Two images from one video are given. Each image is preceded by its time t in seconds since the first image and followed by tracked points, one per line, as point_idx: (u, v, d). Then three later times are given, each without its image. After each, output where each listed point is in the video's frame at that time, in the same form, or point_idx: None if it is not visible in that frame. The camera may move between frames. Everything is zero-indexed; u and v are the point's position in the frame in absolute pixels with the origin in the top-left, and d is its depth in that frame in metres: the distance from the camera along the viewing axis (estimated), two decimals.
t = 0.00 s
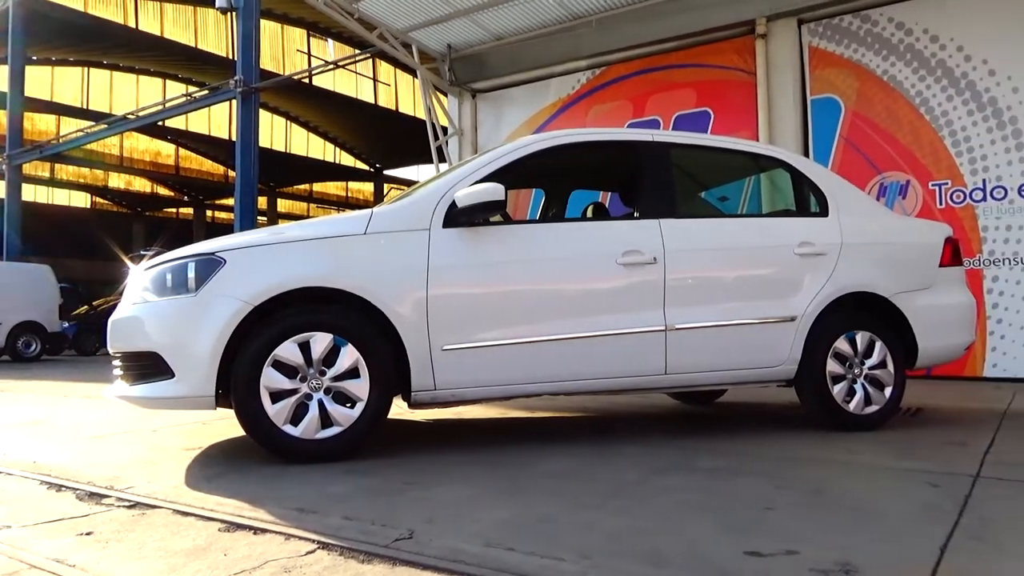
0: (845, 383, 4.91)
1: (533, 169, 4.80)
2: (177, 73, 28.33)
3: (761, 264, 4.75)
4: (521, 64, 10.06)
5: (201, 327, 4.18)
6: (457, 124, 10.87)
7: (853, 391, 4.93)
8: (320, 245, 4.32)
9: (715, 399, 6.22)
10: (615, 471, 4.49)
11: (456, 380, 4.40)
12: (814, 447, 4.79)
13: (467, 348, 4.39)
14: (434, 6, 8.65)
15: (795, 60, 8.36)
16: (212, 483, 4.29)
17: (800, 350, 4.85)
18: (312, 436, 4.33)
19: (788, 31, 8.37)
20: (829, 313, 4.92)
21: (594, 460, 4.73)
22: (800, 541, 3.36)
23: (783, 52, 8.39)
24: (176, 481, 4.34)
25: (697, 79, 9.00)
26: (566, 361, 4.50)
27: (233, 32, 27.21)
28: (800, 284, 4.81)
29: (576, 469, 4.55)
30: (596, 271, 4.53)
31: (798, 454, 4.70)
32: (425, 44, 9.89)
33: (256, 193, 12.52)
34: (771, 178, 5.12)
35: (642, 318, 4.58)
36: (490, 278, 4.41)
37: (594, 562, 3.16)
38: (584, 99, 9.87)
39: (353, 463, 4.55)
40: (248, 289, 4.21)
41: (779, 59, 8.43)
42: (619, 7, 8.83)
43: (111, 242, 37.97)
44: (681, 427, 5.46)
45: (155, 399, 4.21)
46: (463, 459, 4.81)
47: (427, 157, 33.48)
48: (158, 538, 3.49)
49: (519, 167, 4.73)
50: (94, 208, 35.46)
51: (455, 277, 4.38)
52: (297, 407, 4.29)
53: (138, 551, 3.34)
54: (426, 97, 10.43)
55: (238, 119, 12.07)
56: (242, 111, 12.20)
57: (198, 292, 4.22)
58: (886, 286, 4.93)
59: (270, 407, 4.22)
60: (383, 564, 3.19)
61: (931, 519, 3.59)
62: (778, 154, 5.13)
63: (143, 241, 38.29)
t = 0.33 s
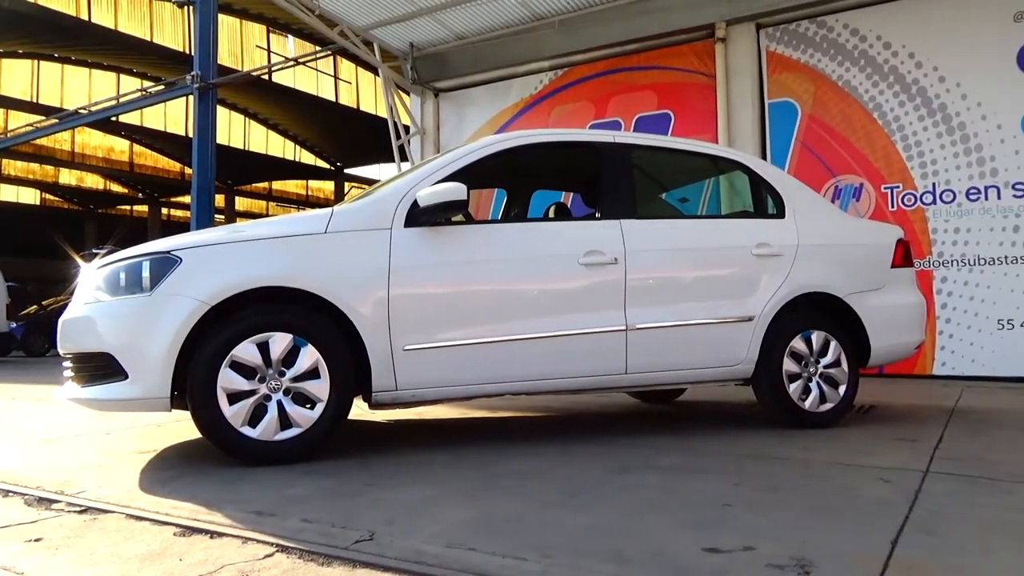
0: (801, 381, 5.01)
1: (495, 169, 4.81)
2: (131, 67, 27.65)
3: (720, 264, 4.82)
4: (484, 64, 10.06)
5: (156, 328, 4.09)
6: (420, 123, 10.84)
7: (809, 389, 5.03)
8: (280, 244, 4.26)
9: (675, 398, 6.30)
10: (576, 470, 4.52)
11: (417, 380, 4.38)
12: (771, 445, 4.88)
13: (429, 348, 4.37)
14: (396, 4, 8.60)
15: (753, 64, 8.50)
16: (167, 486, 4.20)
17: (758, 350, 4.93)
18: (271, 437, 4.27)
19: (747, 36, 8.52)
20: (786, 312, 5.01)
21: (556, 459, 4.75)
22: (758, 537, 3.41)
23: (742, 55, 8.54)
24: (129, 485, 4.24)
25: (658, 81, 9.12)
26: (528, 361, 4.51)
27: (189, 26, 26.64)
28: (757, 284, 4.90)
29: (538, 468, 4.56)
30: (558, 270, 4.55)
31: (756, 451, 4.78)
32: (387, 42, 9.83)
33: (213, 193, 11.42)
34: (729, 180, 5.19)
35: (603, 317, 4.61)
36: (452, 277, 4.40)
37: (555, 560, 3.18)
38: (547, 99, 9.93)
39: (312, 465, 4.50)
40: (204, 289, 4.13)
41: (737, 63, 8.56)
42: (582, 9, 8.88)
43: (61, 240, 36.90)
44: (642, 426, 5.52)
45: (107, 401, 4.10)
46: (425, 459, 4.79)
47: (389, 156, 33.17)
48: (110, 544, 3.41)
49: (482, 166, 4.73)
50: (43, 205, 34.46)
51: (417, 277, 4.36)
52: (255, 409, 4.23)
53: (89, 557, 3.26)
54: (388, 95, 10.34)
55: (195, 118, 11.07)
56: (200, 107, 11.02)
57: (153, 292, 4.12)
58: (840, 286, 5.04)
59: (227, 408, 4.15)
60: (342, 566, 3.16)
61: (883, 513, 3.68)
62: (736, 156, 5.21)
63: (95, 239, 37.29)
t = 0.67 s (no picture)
0: (759, 380, 5.09)
1: (458, 169, 4.80)
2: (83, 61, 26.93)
3: (681, 265, 4.88)
4: (447, 65, 10.05)
5: (110, 328, 3.99)
6: (382, 123, 10.79)
7: (766, 388, 5.12)
8: (239, 243, 4.19)
9: (636, 398, 6.36)
10: (538, 470, 4.53)
11: (379, 381, 4.35)
12: (730, 443, 4.95)
13: (390, 349, 4.34)
14: (359, 2, 8.52)
15: (713, 68, 8.63)
16: (121, 491, 4.10)
17: (716, 350, 4.99)
18: (229, 440, 4.20)
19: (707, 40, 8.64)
20: (744, 313, 5.09)
21: (518, 459, 4.76)
22: (716, 535, 3.46)
23: (702, 59, 8.65)
24: (81, 490, 4.13)
25: (619, 83, 9.21)
26: (490, 361, 4.51)
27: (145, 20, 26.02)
28: (716, 285, 4.97)
29: (500, 469, 4.57)
30: (520, 271, 4.55)
31: (715, 449, 4.85)
32: (349, 39, 9.75)
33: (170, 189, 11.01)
34: (689, 182, 5.26)
35: (565, 318, 4.64)
36: (414, 277, 4.38)
37: (516, 560, 3.18)
38: (510, 100, 9.95)
39: (271, 467, 4.44)
40: (159, 288, 4.05)
41: (697, 68, 8.68)
42: (545, 10, 8.91)
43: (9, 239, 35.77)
44: (603, 426, 5.56)
45: (58, 404, 3.99)
46: (386, 460, 4.76)
47: (351, 156, 32.80)
48: (60, 550, 3.32)
49: (447, 165, 4.72)
50: None
51: (378, 277, 4.33)
52: (212, 410, 4.15)
53: (38, 565, 3.16)
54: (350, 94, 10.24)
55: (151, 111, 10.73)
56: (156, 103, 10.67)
57: (106, 292, 4.02)
58: (797, 287, 5.14)
59: (183, 410, 4.07)
60: (301, 569, 3.12)
61: (837, 509, 3.76)
62: (695, 158, 5.28)
63: (45, 237, 36.24)
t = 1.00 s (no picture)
0: (719, 379, 5.16)
1: (422, 169, 4.78)
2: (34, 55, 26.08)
3: (643, 267, 4.93)
4: (411, 65, 10.02)
5: (61, 329, 3.88)
6: (344, 121, 10.70)
7: (725, 388, 5.19)
8: (196, 242, 4.12)
9: (598, 398, 6.40)
10: (501, 470, 4.53)
11: (341, 382, 4.31)
12: (690, 441, 5.02)
13: (352, 350, 4.30)
14: None
15: (675, 70, 8.73)
16: (73, 495, 4.00)
17: (677, 350, 5.05)
18: (185, 443, 4.11)
19: (670, 43, 8.74)
20: (705, 313, 5.16)
21: (481, 459, 4.76)
22: (676, 532, 3.50)
23: (665, 62, 8.75)
24: (30, 495, 4.01)
25: (583, 85, 9.26)
26: (454, 362, 4.50)
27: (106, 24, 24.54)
28: (677, 286, 5.02)
29: (462, 469, 4.55)
30: (483, 271, 4.55)
31: (676, 448, 4.90)
32: (311, 36, 9.64)
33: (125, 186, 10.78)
34: (652, 183, 5.30)
35: (528, 318, 4.64)
36: (376, 278, 4.35)
37: (479, 561, 3.18)
38: (473, 100, 9.94)
39: (230, 470, 4.36)
40: (113, 288, 3.95)
41: (660, 70, 8.78)
42: (509, 11, 8.93)
43: None
44: (565, 426, 5.58)
45: (7, 407, 3.87)
46: (348, 462, 4.71)
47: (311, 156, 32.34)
48: (8, 558, 3.22)
49: (411, 165, 4.69)
50: None
51: (339, 277, 4.29)
52: (168, 413, 4.07)
53: None
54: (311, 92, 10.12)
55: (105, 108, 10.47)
56: (110, 98, 10.41)
57: (57, 292, 3.91)
58: (756, 288, 5.22)
59: (138, 413, 3.98)
60: (260, 574, 3.07)
61: (794, 506, 3.83)
62: (657, 160, 5.33)
63: None
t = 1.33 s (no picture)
0: (681, 379, 5.23)
1: (387, 168, 4.74)
2: None
3: (607, 267, 4.97)
4: (376, 62, 9.93)
5: (12, 329, 3.77)
6: (307, 119, 10.57)
7: (687, 387, 5.26)
8: (155, 240, 4.03)
9: (562, 398, 6.42)
10: (464, 470, 4.53)
11: (303, 383, 4.26)
12: (652, 440, 5.07)
13: (314, 349, 4.25)
14: None
15: (639, 71, 8.81)
16: (25, 501, 3.89)
17: (640, 350, 5.09)
18: (142, 446, 4.03)
19: (633, 45, 8.82)
20: (667, 312, 5.21)
21: (445, 460, 4.74)
22: (639, 530, 3.53)
23: (628, 63, 8.84)
24: None
25: (547, 85, 9.29)
26: (419, 362, 4.48)
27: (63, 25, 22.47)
28: (640, 287, 5.07)
29: (426, 469, 4.54)
30: (446, 271, 4.54)
31: (638, 447, 4.95)
32: (273, 33, 9.51)
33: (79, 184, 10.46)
34: (615, 184, 5.34)
35: (492, 317, 4.64)
36: (339, 278, 4.30)
37: (442, 562, 3.16)
38: (438, 100, 9.90)
39: (188, 474, 4.29)
40: (67, 286, 3.85)
41: (624, 71, 8.85)
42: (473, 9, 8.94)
43: None
44: (529, 425, 5.59)
45: None
46: (311, 463, 4.67)
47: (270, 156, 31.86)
48: None
49: (376, 163, 4.66)
50: None
51: (301, 276, 4.24)
52: (124, 415, 3.97)
53: None
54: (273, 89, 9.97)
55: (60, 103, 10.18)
56: (65, 93, 10.13)
57: (9, 291, 3.80)
58: (718, 289, 5.29)
59: (93, 416, 3.88)
60: None
61: (753, 503, 3.89)
62: (620, 160, 5.37)
63: None
